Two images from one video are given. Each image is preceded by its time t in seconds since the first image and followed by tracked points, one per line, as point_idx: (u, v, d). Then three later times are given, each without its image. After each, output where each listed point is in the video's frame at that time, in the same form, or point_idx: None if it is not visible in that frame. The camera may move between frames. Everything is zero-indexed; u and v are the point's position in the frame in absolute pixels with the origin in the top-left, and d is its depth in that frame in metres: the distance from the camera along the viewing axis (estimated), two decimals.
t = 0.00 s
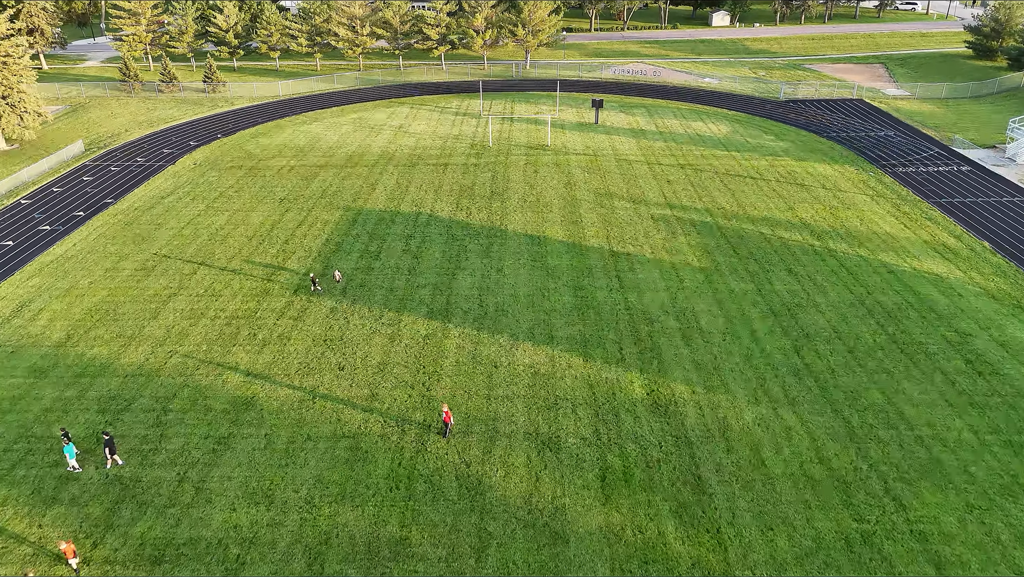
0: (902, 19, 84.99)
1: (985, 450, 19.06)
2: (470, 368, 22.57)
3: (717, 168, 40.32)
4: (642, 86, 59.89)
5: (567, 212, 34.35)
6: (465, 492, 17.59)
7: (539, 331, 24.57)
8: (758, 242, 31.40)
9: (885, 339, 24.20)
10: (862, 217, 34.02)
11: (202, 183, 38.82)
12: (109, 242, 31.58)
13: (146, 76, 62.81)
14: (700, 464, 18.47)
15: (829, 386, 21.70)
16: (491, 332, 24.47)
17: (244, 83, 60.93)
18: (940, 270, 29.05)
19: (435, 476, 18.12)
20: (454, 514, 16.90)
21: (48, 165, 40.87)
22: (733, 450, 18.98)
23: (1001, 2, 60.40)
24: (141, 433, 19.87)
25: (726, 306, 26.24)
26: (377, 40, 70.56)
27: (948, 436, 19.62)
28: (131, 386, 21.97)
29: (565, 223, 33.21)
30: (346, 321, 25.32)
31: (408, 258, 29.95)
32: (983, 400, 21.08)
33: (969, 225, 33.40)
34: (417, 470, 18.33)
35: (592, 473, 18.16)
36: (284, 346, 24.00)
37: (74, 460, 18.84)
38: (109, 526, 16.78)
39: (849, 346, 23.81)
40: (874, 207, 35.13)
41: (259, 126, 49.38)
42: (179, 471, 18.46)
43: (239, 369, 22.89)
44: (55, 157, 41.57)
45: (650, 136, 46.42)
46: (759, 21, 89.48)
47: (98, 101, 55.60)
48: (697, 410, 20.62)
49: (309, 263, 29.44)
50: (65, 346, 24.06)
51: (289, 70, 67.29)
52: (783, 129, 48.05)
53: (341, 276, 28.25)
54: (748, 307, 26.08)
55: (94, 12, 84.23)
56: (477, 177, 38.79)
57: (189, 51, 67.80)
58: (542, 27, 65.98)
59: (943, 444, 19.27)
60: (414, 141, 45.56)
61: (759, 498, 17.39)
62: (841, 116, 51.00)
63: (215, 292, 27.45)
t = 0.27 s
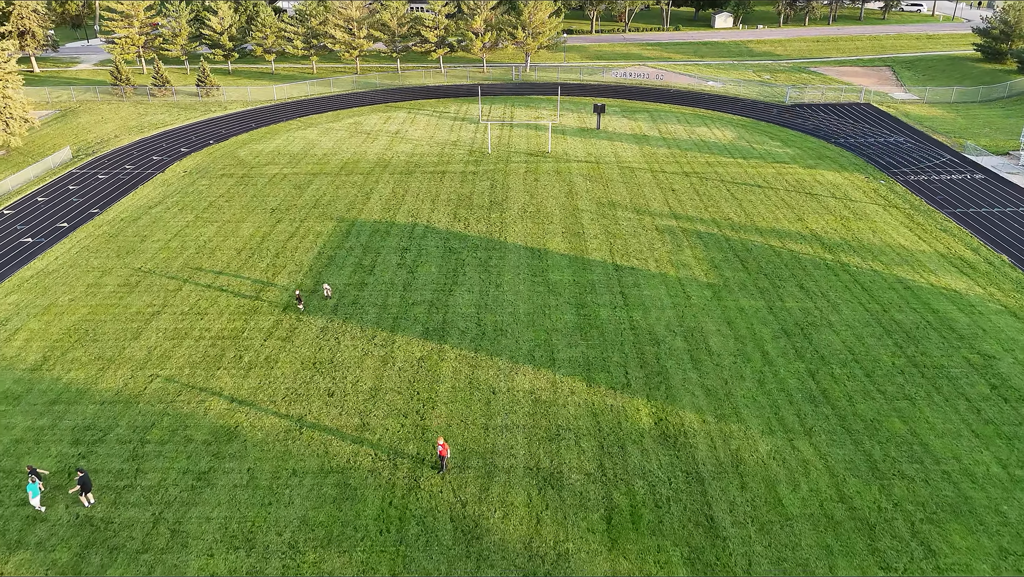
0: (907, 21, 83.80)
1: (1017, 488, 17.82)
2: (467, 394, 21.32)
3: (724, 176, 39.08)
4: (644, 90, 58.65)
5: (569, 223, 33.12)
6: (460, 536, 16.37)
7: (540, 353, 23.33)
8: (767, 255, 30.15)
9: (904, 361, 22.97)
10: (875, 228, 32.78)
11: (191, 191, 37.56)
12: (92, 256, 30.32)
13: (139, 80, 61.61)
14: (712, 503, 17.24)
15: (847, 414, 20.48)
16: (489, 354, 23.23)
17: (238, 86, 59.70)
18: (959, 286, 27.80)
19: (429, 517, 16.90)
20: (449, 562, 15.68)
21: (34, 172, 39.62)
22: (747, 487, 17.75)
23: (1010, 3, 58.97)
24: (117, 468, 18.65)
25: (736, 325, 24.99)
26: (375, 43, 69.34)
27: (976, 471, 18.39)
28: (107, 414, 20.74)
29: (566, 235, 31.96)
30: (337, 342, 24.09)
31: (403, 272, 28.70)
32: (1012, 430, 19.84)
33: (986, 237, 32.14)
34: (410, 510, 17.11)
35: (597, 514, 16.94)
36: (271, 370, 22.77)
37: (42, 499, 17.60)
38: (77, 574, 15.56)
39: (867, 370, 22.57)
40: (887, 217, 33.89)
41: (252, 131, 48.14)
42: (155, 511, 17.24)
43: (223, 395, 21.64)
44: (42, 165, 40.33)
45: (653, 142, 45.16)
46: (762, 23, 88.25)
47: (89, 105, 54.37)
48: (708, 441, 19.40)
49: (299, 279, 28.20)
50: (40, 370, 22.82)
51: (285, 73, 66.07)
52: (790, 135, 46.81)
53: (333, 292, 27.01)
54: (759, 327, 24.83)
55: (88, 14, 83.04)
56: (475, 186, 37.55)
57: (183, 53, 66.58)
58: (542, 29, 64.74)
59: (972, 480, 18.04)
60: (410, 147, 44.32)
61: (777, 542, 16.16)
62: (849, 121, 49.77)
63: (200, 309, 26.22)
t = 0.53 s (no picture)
0: (912, 23, 82.73)
1: None
2: (464, 422, 20.16)
3: (729, 185, 37.95)
4: (647, 94, 57.51)
5: (570, 235, 31.96)
6: None
7: (541, 376, 22.18)
8: (777, 269, 29.00)
9: (924, 386, 21.86)
10: (887, 240, 31.65)
11: (181, 199, 36.33)
12: (75, 269, 29.08)
13: (131, 84, 60.39)
14: (726, 546, 16.12)
15: (865, 445, 19.36)
16: (487, 378, 22.06)
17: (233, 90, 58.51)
18: (977, 302, 26.68)
19: (424, 563, 15.77)
20: None
21: (20, 181, 38.28)
22: (762, 529, 16.64)
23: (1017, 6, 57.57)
24: (90, 507, 17.44)
25: (746, 346, 23.86)
26: (372, 45, 68.19)
27: (1006, 509, 17.27)
28: (83, 445, 19.61)
29: (567, 247, 30.81)
30: (327, 365, 22.95)
31: (397, 288, 27.55)
32: None
33: (1003, 249, 31.01)
34: (404, 554, 16.00)
35: (603, 559, 15.81)
36: (258, 395, 21.65)
37: (10, 541, 16.44)
38: None
39: (885, 395, 21.45)
40: (899, 229, 32.77)
41: (246, 137, 46.96)
42: (129, 556, 16.11)
43: (206, 424, 20.46)
44: (28, 173, 38.99)
45: (656, 149, 43.98)
46: (765, 25, 87.14)
47: (79, 110, 53.11)
48: (719, 476, 18.28)
49: (289, 295, 27.03)
50: (15, 395, 21.65)
51: (280, 76, 64.90)
52: (796, 141, 45.68)
53: (324, 310, 25.83)
54: (770, 348, 23.70)
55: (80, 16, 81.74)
56: (474, 195, 36.39)
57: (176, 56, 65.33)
58: (542, 32, 63.61)
59: (1002, 522, 16.92)
60: (407, 154, 43.16)
61: None
62: (856, 127, 48.62)
63: (185, 328, 25.10)
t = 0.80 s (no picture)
0: (917, 24, 81.79)
1: None
2: (461, 447, 19.20)
3: (735, 192, 36.99)
4: (649, 97, 56.58)
5: (572, 244, 30.97)
6: None
7: (542, 397, 21.20)
8: (786, 281, 28.03)
9: (943, 407, 20.92)
10: (899, 251, 30.70)
11: (172, 207, 35.32)
12: (60, 280, 27.98)
13: (126, 87, 59.41)
14: None
15: (883, 473, 18.43)
16: (487, 399, 21.07)
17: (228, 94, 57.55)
18: (994, 317, 25.73)
19: None
20: None
21: (7, 188, 37.26)
22: (778, 567, 15.70)
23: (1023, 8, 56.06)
24: (66, 543, 16.38)
25: (756, 364, 22.88)
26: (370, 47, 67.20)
27: None
28: (61, 472, 18.50)
29: (569, 257, 29.81)
30: (319, 384, 21.92)
31: (393, 300, 26.55)
32: None
33: (1018, 261, 30.05)
34: None
35: None
36: (245, 418, 20.59)
37: None
38: None
39: (902, 418, 20.49)
40: (911, 239, 31.83)
41: (240, 142, 45.93)
42: None
43: (191, 449, 19.41)
44: (16, 180, 37.96)
45: (660, 154, 42.96)
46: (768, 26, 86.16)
47: (71, 114, 52.11)
48: (730, 506, 17.35)
49: (281, 308, 25.95)
50: None
51: (276, 79, 63.90)
52: (802, 146, 44.75)
53: (317, 325, 24.86)
54: (781, 367, 22.73)
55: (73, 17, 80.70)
56: (473, 203, 35.39)
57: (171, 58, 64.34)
58: (543, 34, 62.69)
59: None
60: (405, 159, 42.17)
61: None
62: (863, 131, 47.65)
63: (172, 344, 23.84)
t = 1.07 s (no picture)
0: (920, 25, 81.12)
1: None
2: (458, 467, 18.46)
3: (739, 198, 36.26)
4: (650, 99, 55.88)
5: (573, 251, 30.24)
6: None
7: (543, 413, 20.45)
8: (793, 291, 27.31)
9: (956, 423, 20.23)
10: (907, 258, 30.01)
11: (165, 212, 34.55)
12: (48, 289, 27.15)
13: (121, 89, 58.65)
14: None
15: (898, 494, 17.73)
16: (486, 415, 20.29)
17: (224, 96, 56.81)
18: (1007, 327, 25.05)
19: None
20: None
21: None
22: None
23: None
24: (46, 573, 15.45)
25: (763, 377, 22.16)
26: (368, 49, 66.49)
27: None
28: (42, 493, 17.56)
29: (570, 265, 29.06)
30: (312, 399, 21.00)
31: (390, 308, 25.71)
32: None
33: None
34: None
35: None
36: (236, 435, 19.58)
37: None
38: None
39: (915, 435, 19.79)
40: (920, 246, 31.14)
41: (236, 146, 45.22)
42: None
43: (180, 468, 18.42)
44: (7, 185, 37.15)
45: (662, 158, 42.25)
46: (770, 27, 85.45)
47: (65, 117, 51.34)
48: (739, 531, 16.63)
49: (274, 318, 25.10)
50: None
51: (274, 81, 63.21)
52: (806, 150, 44.04)
53: (310, 335, 24.08)
54: (789, 381, 22.01)
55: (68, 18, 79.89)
56: (472, 209, 34.66)
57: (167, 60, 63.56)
58: (542, 35, 62.03)
59: None
60: (403, 163, 41.47)
61: None
62: (868, 135, 46.94)
63: (162, 356, 22.87)
